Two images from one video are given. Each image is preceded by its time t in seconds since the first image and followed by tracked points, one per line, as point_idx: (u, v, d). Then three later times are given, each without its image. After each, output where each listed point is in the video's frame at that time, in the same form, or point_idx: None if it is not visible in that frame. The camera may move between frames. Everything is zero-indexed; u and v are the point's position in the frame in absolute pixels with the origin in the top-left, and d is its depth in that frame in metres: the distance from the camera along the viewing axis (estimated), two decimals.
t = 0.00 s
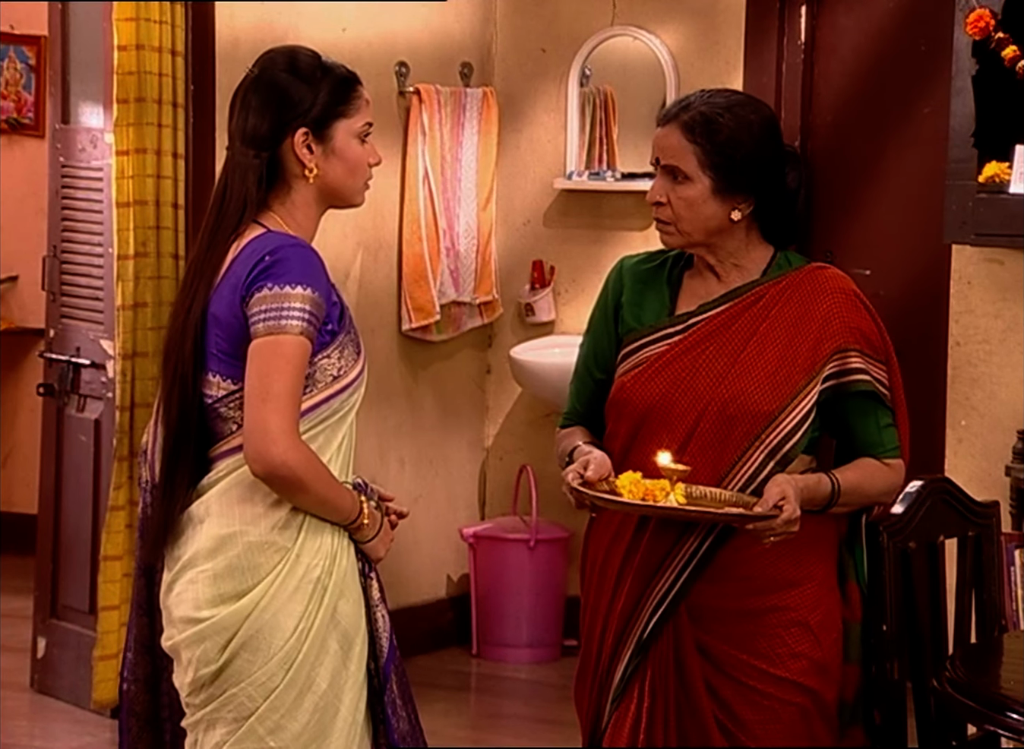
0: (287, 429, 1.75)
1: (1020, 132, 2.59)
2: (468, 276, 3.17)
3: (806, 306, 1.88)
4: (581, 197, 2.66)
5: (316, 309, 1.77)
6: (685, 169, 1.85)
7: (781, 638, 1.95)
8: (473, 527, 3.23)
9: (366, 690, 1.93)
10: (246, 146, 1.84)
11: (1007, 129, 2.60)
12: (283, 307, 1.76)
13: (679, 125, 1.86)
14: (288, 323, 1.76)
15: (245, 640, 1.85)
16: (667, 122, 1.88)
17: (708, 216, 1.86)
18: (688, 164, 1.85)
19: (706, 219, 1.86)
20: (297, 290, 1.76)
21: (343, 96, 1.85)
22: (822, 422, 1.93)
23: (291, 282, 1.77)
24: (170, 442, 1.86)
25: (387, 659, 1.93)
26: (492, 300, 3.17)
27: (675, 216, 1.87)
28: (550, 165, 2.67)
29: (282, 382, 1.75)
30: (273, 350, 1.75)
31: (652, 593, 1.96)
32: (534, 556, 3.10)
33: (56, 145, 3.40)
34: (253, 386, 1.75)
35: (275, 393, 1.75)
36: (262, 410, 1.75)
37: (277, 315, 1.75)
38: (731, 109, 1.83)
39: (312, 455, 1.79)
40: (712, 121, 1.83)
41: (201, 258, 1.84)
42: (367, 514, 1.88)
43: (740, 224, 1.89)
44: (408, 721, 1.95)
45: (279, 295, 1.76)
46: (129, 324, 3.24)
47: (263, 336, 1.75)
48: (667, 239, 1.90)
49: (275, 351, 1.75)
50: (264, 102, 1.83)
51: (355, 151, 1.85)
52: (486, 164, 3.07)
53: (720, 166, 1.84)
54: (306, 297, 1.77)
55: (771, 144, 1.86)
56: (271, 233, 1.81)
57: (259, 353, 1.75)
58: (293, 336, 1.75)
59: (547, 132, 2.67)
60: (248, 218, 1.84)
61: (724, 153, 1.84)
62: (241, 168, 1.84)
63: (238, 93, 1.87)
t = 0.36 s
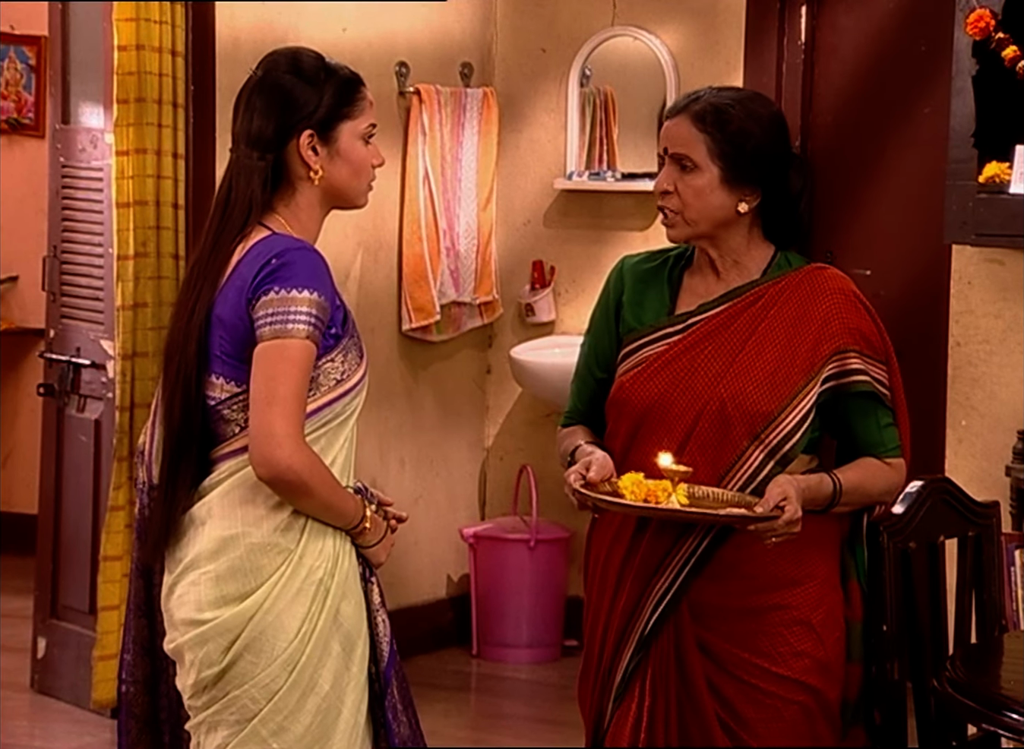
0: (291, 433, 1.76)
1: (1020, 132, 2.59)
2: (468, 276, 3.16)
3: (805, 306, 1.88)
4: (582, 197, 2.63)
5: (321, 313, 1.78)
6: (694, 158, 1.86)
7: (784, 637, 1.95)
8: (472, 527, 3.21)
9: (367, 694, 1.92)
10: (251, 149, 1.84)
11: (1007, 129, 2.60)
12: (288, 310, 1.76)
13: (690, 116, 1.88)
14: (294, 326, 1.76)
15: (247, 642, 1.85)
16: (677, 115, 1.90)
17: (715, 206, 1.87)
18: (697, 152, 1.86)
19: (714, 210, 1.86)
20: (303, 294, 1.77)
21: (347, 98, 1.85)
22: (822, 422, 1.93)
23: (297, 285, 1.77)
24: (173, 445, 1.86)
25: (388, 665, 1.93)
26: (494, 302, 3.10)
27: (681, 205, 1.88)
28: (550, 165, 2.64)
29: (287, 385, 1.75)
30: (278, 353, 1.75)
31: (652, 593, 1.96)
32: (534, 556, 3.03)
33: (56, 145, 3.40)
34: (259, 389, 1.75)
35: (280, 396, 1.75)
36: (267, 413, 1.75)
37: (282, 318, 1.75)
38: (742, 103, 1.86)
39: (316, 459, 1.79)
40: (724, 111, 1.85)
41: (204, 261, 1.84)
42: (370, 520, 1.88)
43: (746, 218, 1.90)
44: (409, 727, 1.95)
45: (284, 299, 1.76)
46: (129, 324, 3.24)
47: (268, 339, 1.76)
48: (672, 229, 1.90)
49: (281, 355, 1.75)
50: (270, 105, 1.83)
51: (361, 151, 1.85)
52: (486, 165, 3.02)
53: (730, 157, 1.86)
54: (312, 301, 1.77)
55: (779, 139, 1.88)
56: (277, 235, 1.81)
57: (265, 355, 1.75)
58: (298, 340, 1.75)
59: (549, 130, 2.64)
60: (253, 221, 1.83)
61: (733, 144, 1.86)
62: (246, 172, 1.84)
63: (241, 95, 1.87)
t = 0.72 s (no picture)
0: (291, 432, 1.76)
1: (1020, 131, 2.59)
2: (468, 277, 3.16)
3: (802, 302, 1.88)
4: (582, 197, 2.66)
5: (320, 312, 1.78)
6: (679, 172, 1.86)
7: (784, 636, 1.95)
8: (473, 527, 3.26)
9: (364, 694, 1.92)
10: (252, 149, 1.84)
11: (1007, 128, 2.60)
12: (287, 310, 1.76)
13: (676, 127, 1.86)
14: (292, 325, 1.75)
15: (246, 641, 1.85)
16: (664, 123, 1.88)
17: (702, 218, 1.86)
18: (682, 166, 1.85)
19: (701, 223, 1.86)
20: (303, 293, 1.76)
21: (348, 96, 1.85)
22: (821, 418, 1.93)
23: (297, 284, 1.77)
24: (172, 442, 1.86)
25: (384, 668, 1.93)
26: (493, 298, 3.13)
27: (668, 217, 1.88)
28: (550, 165, 2.67)
29: (287, 385, 1.75)
30: (277, 353, 1.75)
31: (651, 592, 1.96)
32: (535, 556, 3.10)
33: (56, 145, 3.40)
34: (259, 388, 1.75)
35: (280, 395, 1.75)
36: (266, 412, 1.75)
37: (281, 317, 1.75)
38: (727, 112, 1.84)
39: (316, 459, 1.79)
40: (708, 123, 1.84)
41: (205, 259, 1.84)
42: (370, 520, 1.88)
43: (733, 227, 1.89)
44: (403, 731, 1.95)
45: (283, 298, 1.76)
46: (129, 323, 3.24)
47: (267, 338, 1.75)
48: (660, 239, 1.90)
49: (280, 353, 1.75)
50: (271, 104, 1.83)
51: (361, 150, 1.85)
52: (486, 163, 3.01)
53: (715, 169, 1.85)
54: (311, 300, 1.77)
55: (765, 147, 1.86)
56: (278, 233, 1.81)
57: (265, 354, 1.75)
58: (297, 340, 1.75)
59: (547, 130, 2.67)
60: (254, 221, 1.83)
61: (719, 156, 1.85)
62: (248, 172, 1.84)
63: (243, 93, 1.87)
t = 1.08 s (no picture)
0: (288, 432, 1.76)
1: (1020, 131, 2.58)
2: (468, 277, 3.16)
3: (792, 301, 1.88)
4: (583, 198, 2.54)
5: (315, 310, 1.77)
6: (665, 173, 1.85)
7: (784, 635, 1.94)
8: (473, 527, 3.29)
9: (360, 692, 1.92)
10: (249, 147, 1.84)
11: (1007, 128, 2.59)
12: (282, 309, 1.76)
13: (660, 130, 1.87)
14: (288, 323, 1.76)
15: (241, 637, 1.84)
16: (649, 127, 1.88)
17: (691, 218, 1.85)
18: (668, 167, 1.85)
19: (691, 221, 1.85)
20: (298, 292, 1.76)
21: (344, 95, 1.85)
22: (817, 415, 1.92)
23: (291, 284, 1.77)
24: (169, 439, 1.86)
25: (380, 671, 1.93)
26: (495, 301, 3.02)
27: (657, 219, 1.87)
28: (551, 164, 2.57)
29: (283, 384, 1.75)
30: (273, 352, 1.75)
31: (650, 592, 1.96)
32: (535, 554, 3.15)
33: (56, 144, 3.40)
34: (255, 387, 1.75)
35: (276, 395, 1.75)
36: (263, 413, 1.75)
37: (276, 316, 1.75)
38: (709, 111, 1.84)
39: (315, 461, 1.79)
40: (691, 123, 1.84)
41: (201, 258, 1.84)
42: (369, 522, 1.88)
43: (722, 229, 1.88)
44: (399, 733, 1.95)
45: (277, 297, 1.76)
46: (129, 324, 3.24)
47: (263, 338, 1.75)
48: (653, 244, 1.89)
49: (276, 353, 1.75)
50: (269, 101, 1.83)
51: (356, 149, 1.85)
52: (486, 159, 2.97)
53: (701, 168, 1.84)
54: (307, 299, 1.77)
55: (750, 145, 1.86)
56: (272, 233, 1.81)
57: (260, 354, 1.75)
58: (293, 340, 1.75)
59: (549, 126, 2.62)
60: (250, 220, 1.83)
61: (704, 155, 1.84)
62: (243, 170, 1.84)
63: (240, 91, 1.87)
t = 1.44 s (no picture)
0: (283, 432, 1.76)
1: (1020, 131, 2.58)
2: (467, 277, 3.16)
3: (781, 302, 1.87)
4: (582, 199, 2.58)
5: (311, 311, 1.77)
6: (658, 181, 1.84)
7: (773, 634, 1.93)
8: (473, 527, 3.28)
9: (355, 689, 1.92)
10: (244, 146, 1.83)
11: (1007, 128, 2.59)
12: (277, 310, 1.75)
13: (653, 137, 1.84)
14: (284, 325, 1.75)
15: (236, 634, 1.84)
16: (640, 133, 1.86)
17: (683, 226, 1.84)
18: (661, 176, 1.83)
19: (683, 230, 1.84)
20: (293, 293, 1.76)
21: (341, 94, 1.85)
22: (808, 416, 1.92)
23: (287, 285, 1.76)
24: (165, 437, 1.86)
25: (377, 670, 1.93)
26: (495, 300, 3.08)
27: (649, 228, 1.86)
28: (550, 165, 2.60)
29: (277, 385, 1.75)
30: (269, 353, 1.75)
31: (644, 590, 1.96)
32: (535, 554, 3.14)
33: (56, 144, 3.40)
34: (250, 387, 1.75)
35: (272, 395, 1.75)
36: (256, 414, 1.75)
37: (272, 317, 1.75)
38: (703, 121, 1.82)
39: (309, 461, 1.79)
40: (684, 134, 1.82)
41: (198, 256, 1.84)
42: (364, 522, 1.88)
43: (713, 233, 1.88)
44: (396, 735, 1.94)
45: (274, 298, 1.76)
46: (128, 324, 3.24)
47: (258, 339, 1.75)
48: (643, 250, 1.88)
49: (271, 354, 1.75)
50: (265, 100, 1.83)
51: (353, 148, 1.85)
52: (485, 162, 2.99)
53: (695, 176, 1.83)
54: (302, 300, 1.76)
55: (744, 150, 1.84)
56: (269, 232, 1.81)
57: (256, 354, 1.75)
58: (288, 341, 1.75)
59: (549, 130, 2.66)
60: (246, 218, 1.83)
61: (697, 164, 1.83)
62: (239, 168, 1.84)
63: (236, 89, 1.87)
